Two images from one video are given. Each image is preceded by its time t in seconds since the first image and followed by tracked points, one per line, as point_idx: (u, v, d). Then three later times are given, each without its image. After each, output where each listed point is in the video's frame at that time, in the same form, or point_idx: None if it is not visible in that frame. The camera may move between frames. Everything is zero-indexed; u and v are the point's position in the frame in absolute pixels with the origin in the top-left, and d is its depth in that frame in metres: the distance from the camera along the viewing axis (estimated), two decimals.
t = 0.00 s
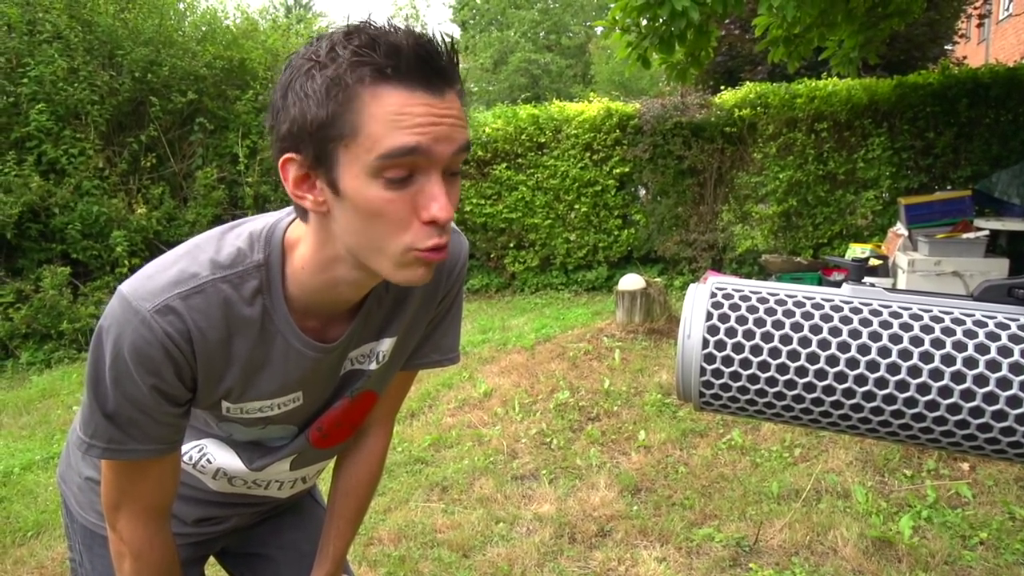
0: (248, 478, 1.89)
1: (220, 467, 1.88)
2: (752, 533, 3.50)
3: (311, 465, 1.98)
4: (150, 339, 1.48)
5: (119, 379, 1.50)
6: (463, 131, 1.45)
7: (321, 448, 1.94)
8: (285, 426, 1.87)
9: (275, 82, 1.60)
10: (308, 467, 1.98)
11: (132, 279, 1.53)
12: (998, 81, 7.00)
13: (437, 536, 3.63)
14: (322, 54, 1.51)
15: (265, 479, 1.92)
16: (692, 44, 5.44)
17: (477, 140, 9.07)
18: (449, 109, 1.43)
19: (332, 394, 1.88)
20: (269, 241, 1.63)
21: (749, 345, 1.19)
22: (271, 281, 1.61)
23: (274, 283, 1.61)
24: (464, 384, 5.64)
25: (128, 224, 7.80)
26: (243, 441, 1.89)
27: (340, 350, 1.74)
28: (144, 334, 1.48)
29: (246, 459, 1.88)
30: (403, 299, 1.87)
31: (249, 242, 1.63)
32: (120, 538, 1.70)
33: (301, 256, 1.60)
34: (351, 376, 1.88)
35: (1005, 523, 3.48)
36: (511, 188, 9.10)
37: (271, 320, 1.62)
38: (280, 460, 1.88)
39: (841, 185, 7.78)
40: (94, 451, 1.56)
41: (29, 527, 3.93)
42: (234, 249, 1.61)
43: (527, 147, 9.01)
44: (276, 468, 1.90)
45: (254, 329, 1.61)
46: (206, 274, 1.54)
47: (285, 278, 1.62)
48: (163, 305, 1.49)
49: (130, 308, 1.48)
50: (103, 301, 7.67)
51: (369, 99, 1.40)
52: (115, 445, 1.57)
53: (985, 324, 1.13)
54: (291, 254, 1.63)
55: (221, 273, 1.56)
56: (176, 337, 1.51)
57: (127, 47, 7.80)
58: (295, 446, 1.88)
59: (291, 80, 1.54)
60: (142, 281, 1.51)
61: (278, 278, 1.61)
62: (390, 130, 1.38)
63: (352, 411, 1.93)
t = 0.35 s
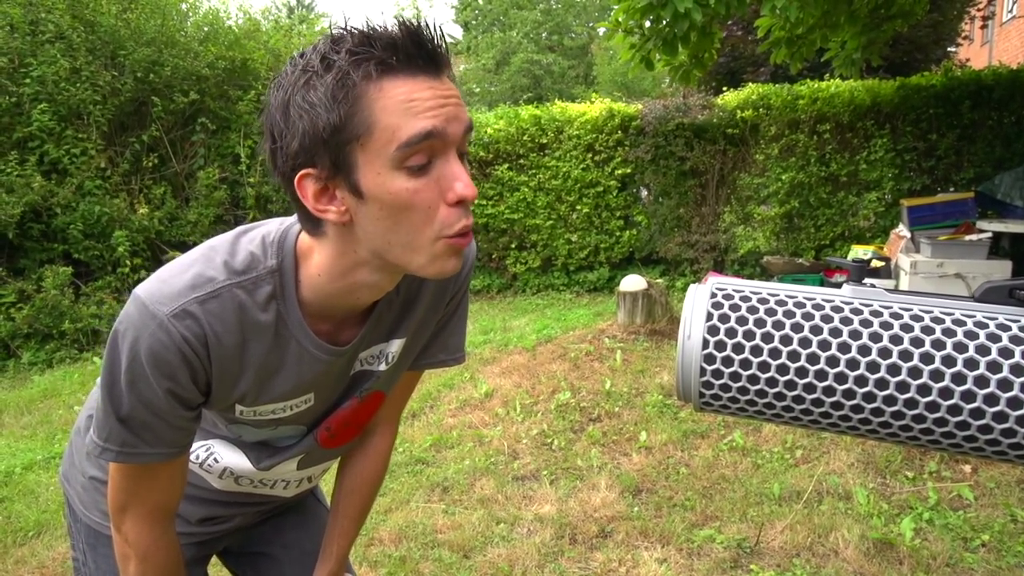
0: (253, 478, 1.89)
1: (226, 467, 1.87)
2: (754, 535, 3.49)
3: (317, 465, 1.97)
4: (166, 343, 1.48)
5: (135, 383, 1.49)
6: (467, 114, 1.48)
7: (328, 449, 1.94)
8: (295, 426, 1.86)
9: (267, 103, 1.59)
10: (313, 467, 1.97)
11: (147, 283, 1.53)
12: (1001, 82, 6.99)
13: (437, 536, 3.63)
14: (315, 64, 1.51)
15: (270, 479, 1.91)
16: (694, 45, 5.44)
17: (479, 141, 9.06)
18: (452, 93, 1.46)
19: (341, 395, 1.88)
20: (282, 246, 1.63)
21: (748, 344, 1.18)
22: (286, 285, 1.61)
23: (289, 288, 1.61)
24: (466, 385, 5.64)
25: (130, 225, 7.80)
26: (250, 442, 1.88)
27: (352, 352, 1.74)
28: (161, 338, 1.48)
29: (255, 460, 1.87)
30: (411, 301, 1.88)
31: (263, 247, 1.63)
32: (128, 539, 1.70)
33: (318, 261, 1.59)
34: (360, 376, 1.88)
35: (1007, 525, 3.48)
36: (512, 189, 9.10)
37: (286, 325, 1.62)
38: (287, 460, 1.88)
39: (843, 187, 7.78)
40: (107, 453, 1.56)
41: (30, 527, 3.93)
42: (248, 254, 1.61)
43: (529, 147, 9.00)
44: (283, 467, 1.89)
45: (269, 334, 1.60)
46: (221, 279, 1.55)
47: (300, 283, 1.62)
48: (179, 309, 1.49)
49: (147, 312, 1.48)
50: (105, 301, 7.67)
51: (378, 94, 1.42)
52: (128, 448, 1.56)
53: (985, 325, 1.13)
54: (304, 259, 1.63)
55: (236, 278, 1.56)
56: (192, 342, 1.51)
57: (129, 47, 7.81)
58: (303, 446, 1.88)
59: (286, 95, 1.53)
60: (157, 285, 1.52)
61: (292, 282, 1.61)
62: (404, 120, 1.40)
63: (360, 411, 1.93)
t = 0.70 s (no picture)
0: (260, 477, 1.89)
1: (233, 467, 1.87)
2: (755, 535, 3.50)
3: (323, 465, 1.98)
4: (174, 343, 1.48)
5: (143, 382, 1.49)
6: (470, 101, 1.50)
7: (334, 448, 1.94)
8: (302, 425, 1.87)
9: (269, 109, 1.59)
10: (319, 467, 1.98)
11: (154, 283, 1.53)
12: (1002, 81, 6.99)
13: (439, 537, 3.63)
14: (316, 64, 1.52)
15: (277, 478, 1.91)
16: (695, 46, 5.44)
17: (479, 141, 9.06)
18: (452, 80, 1.48)
19: (346, 394, 1.88)
20: (289, 247, 1.63)
21: (751, 345, 1.19)
22: (293, 285, 1.61)
23: (297, 287, 1.61)
24: (466, 385, 5.64)
25: (131, 225, 7.81)
26: (256, 442, 1.89)
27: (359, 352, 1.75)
28: (169, 338, 1.48)
29: (262, 459, 1.88)
30: (416, 299, 1.88)
31: (270, 248, 1.64)
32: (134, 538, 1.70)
33: (326, 261, 1.60)
34: (366, 375, 1.88)
35: (1008, 524, 3.48)
36: (513, 189, 9.10)
37: (293, 325, 1.62)
38: (293, 459, 1.88)
39: (844, 186, 7.78)
40: (114, 453, 1.56)
41: (32, 527, 3.93)
42: (254, 255, 1.62)
43: (530, 147, 9.01)
44: (290, 467, 1.90)
45: (276, 334, 1.60)
46: (228, 280, 1.55)
47: (307, 282, 1.62)
48: (187, 309, 1.50)
49: (155, 312, 1.49)
50: (106, 302, 7.68)
51: (384, 85, 1.43)
52: (135, 449, 1.57)
53: (987, 325, 1.13)
54: (311, 260, 1.63)
55: (243, 279, 1.56)
56: (199, 342, 1.51)
57: (130, 48, 7.81)
58: (309, 445, 1.88)
59: (289, 98, 1.53)
60: (165, 286, 1.52)
61: (299, 282, 1.61)
62: (411, 109, 1.41)
63: (366, 410, 1.93)
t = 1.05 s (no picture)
0: (263, 475, 1.89)
1: (236, 464, 1.88)
2: (756, 534, 3.50)
3: (326, 463, 1.97)
4: (177, 339, 1.49)
5: (147, 378, 1.50)
6: (479, 106, 1.48)
7: (336, 445, 1.94)
8: (304, 422, 1.87)
9: (281, 101, 1.60)
10: (322, 465, 1.97)
11: (158, 279, 1.54)
12: (1003, 80, 6.98)
13: (439, 536, 3.63)
14: (328, 58, 1.53)
15: (279, 476, 1.91)
16: (696, 45, 5.44)
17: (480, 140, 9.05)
18: (461, 83, 1.47)
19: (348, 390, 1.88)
20: (292, 243, 1.63)
21: (753, 344, 1.19)
22: (297, 282, 1.61)
23: (300, 284, 1.61)
24: (467, 384, 5.64)
25: (132, 224, 7.81)
26: (259, 439, 1.89)
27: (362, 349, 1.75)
28: (172, 334, 1.48)
29: (265, 456, 1.87)
30: (420, 296, 1.87)
31: (273, 244, 1.64)
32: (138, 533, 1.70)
33: (329, 258, 1.59)
34: (369, 372, 1.88)
35: (1009, 523, 3.48)
36: (514, 188, 9.10)
37: (296, 321, 1.62)
38: (297, 456, 1.88)
39: (845, 185, 7.77)
40: (119, 448, 1.58)
41: (33, 526, 3.94)
42: (258, 251, 1.61)
43: (530, 147, 9.01)
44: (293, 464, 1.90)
45: (279, 330, 1.60)
46: (232, 276, 1.55)
47: (310, 279, 1.62)
48: (190, 306, 1.50)
49: (158, 308, 1.49)
50: (107, 301, 7.67)
51: (390, 83, 1.43)
52: (140, 444, 1.58)
53: (990, 323, 1.13)
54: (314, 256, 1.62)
55: (246, 276, 1.56)
56: (202, 338, 1.51)
57: (131, 47, 7.81)
58: (312, 443, 1.89)
59: (300, 90, 1.54)
60: (168, 282, 1.52)
61: (303, 278, 1.61)
62: (415, 109, 1.40)
63: (368, 408, 1.93)
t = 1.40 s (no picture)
0: (250, 469, 1.89)
1: (222, 459, 1.87)
2: (750, 530, 3.50)
3: (313, 457, 1.96)
4: (149, 318, 1.47)
5: (116, 355, 1.48)
6: (429, 111, 1.42)
7: (322, 439, 1.93)
8: (286, 413, 1.87)
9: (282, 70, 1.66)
10: (309, 459, 1.96)
11: (132, 258, 1.52)
12: (997, 78, 6.99)
13: (435, 533, 3.63)
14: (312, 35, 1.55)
15: (266, 470, 1.91)
16: (691, 42, 5.44)
17: (475, 137, 9.04)
18: (415, 84, 1.41)
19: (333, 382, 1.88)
20: (271, 223, 1.63)
21: (747, 342, 1.19)
22: (272, 262, 1.61)
23: (275, 264, 1.61)
24: (463, 382, 5.64)
25: (126, 222, 7.78)
26: (244, 431, 1.88)
27: (343, 334, 1.74)
28: (143, 313, 1.47)
29: (250, 447, 1.87)
30: (403, 285, 1.87)
31: (251, 224, 1.63)
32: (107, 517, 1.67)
33: (297, 239, 1.61)
34: (352, 363, 1.88)
35: (1002, 520, 3.49)
36: (509, 186, 9.09)
37: (271, 300, 1.62)
38: (282, 448, 1.87)
39: (840, 183, 7.79)
40: (88, 424, 1.55)
41: (27, 525, 3.92)
42: (235, 230, 1.61)
43: (526, 144, 9.00)
44: (278, 458, 1.89)
45: (254, 309, 1.60)
46: (206, 255, 1.54)
47: (285, 260, 1.62)
48: (162, 285, 1.49)
49: (130, 287, 1.47)
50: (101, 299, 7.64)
51: (335, 71, 1.42)
52: (108, 421, 1.55)
53: (982, 320, 1.13)
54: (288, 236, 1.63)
55: (222, 254, 1.56)
56: (175, 318, 1.50)
57: (125, 43, 7.77)
58: (296, 435, 1.88)
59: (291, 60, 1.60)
60: (142, 261, 1.50)
61: (278, 258, 1.61)
62: (346, 102, 1.40)
63: (353, 401, 1.92)
